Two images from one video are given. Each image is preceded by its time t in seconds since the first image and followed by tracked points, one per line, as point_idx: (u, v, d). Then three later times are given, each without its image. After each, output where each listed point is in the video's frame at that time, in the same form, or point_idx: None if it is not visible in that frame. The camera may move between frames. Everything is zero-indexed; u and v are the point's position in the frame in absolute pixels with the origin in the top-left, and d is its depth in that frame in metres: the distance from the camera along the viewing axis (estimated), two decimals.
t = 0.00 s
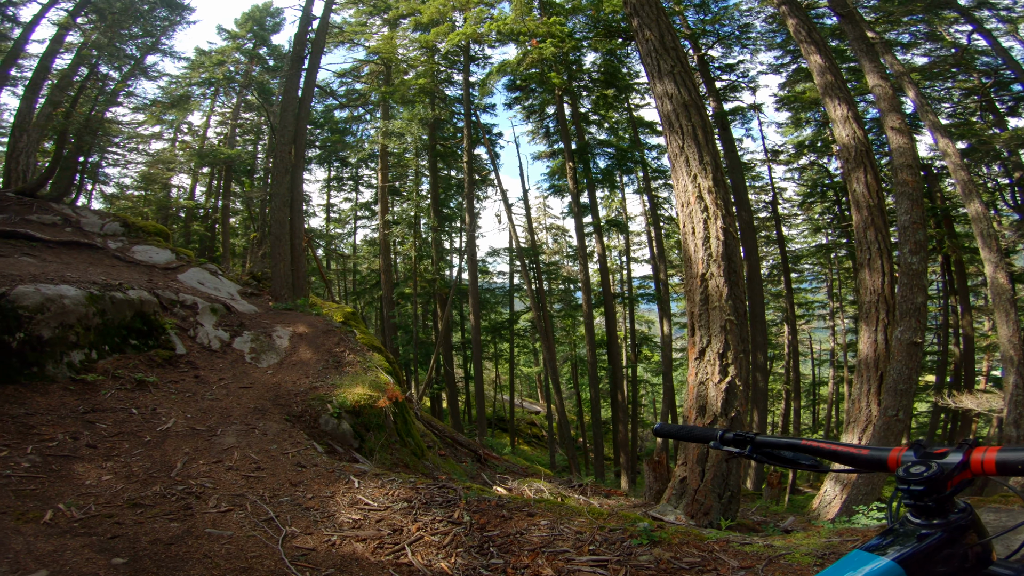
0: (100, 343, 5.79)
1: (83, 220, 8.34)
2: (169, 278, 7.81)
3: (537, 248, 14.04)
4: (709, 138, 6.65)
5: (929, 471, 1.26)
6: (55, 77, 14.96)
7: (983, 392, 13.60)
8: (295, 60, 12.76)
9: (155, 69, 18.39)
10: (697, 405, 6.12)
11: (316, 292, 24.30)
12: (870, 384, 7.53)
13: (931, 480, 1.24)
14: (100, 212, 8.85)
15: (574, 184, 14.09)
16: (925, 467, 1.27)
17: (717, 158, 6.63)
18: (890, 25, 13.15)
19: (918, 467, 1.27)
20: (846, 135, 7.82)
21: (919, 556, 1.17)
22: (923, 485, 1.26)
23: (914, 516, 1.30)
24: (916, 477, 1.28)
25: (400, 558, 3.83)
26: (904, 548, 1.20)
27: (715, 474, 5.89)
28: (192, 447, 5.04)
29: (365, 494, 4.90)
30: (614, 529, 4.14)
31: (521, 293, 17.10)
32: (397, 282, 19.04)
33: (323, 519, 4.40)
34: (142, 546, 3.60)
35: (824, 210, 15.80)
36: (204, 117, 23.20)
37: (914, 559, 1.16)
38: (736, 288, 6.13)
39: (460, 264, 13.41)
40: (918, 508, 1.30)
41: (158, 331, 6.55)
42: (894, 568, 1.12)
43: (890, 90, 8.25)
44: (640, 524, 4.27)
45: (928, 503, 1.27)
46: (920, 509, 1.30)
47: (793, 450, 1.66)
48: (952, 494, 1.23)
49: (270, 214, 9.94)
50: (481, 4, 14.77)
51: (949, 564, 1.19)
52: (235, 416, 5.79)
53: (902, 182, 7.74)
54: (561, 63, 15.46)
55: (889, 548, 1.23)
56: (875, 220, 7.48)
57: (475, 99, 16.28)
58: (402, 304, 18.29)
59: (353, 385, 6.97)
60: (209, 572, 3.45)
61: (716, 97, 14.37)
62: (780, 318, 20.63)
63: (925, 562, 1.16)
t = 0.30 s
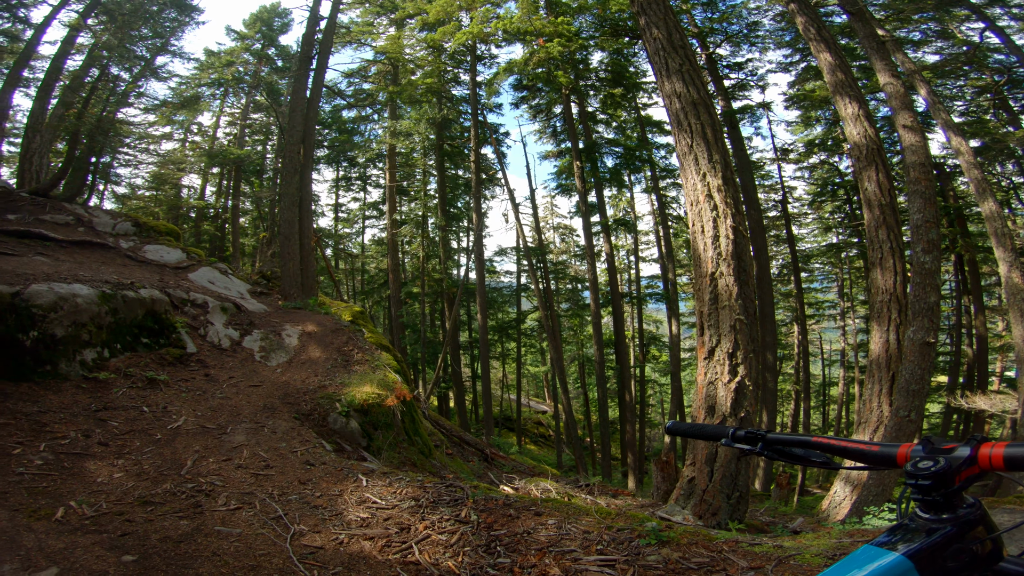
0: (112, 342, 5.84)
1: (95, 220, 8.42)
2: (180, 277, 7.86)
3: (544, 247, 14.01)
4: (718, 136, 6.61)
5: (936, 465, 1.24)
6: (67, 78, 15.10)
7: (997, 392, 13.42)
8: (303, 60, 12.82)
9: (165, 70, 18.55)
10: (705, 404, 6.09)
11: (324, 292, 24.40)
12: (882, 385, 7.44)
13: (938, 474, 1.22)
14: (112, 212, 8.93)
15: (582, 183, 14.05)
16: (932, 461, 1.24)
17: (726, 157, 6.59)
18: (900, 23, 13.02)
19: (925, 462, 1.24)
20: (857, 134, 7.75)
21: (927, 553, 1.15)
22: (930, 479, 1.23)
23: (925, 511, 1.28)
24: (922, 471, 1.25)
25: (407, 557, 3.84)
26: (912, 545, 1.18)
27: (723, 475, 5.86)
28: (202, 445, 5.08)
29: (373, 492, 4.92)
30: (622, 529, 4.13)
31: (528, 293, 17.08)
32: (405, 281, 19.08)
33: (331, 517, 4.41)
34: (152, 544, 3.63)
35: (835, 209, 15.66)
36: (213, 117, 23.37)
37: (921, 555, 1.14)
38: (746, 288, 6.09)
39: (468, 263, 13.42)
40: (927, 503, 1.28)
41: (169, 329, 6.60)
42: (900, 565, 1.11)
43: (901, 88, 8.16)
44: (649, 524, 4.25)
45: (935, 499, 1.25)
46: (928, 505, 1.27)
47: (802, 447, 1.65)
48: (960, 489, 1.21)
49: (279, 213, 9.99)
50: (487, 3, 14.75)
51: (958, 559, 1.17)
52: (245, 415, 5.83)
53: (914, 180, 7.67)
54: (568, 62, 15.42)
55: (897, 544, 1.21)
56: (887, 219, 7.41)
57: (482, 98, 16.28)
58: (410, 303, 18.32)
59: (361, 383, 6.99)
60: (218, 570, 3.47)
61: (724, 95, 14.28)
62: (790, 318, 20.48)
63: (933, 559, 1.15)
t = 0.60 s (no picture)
0: (125, 341, 5.91)
1: (108, 221, 8.52)
2: (192, 277, 7.93)
3: (551, 247, 14.00)
4: (727, 135, 6.58)
5: (934, 463, 1.24)
6: (79, 79, 15.25)
7: (1010, 393, 13.26)
8: (312, 61, 12.90)
9: (176, 71, 18.73)
10: (713, 404, 6.08)
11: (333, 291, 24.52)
12: (892, 385, 7.39)
13: (938, 470, 1.22)
14: (124, 212, 9.03)
15: (590, 182, 14.03)
16: (928, 459, 1.25)
17: (735, 156, 6.56)
18: (910, 21, 12.89)
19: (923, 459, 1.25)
20: (867, 133, 7.69)
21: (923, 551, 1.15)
22: (927, 476, 1.24)
23: (924, 509, 1.28)
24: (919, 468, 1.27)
25: (415, 554, 3.86)
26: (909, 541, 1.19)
27: (731, 475, 5.84)
28: (213, 443, 5.13)
29: (381, 490, 4.95)
30: (628, 528, 4.13)
31: (535, 292, 17.07)
32: (413, 281, 19.14)
33: (340, 515, 4.45)
34: (164, 541, 3.68)
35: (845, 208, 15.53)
36: (223, 118, 23.54)
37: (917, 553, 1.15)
38: (754, 288, 6.06)
39: (475, 263, 13.44)
40: (926, 500, 1.28)
41: (181, 328, 6.66)
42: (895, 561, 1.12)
43: (913, 86, 8.09)
44: (656, 523, 4.25)
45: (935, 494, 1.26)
46: (928, 501, 1.27)
47: (805, 445, 1.65)
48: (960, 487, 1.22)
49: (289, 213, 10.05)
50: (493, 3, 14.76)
51: (955, 556, 1.17)
52: (255, 413, 5.88)
53: (926, 179, 7.60)
54: (574, 61, 15.40)
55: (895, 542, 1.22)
56: (898, 218, 7.34)
57: (489, 98, 16.29)
58: (418, 303, 18.37)
59: (369, 382, 7.03)
60: (228, 567, 3.52)
61: (733, 94, 14.20)
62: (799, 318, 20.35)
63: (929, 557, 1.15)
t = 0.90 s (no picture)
0: (140, 339, 5.99)
1: (122, 221, 8.62)
2: (204, 276, 8.03)
3: (559, 246, 13.99)
4: (735, 135, 6.57)
5: (916, 447, 1.34)
6: (91, 80, 15.40)
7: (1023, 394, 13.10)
8: (320, 62, 13.00)
9: (186, 73, 18.92)
10: (721, 404, 6.08)
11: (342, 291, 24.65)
12: (903, 386, 7.35)
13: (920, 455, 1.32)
14: (137, 212, 9.14)
15: (598, 182, 14.02)
16: (911, 444, 1.35)
17: (743, 155, 6.55)
18: (920, 19, 12.79)
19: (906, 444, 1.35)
20: (877, 131, 7.65)
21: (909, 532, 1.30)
22: (909, 458, 1.34)
23: (910, 489, 1.41)
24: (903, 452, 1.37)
25: (425, 550, 3.90)
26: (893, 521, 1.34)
27: (739, 474, 5.84)
28: (228, 440, 5.20)
29: (392, 487, 4.99)
30: (637, 525, 4.15)
31: (543, 292, 17.07)
32: (421, 281, 19.19)
33: (352, 511, 4.49)
34: (181, 536, 3.74)
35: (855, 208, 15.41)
36: (233, 120, 23.73)
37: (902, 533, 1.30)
38: (763, 287, 6.04)
39: (483, 263, 13.46)
40: (912, 482, 1.40)
41: (195, 327, 6.74)
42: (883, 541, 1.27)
43: (923, 85, 8.04)
44: (664, 520, 4.26)
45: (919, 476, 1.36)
46: (914, 483, 1.39)
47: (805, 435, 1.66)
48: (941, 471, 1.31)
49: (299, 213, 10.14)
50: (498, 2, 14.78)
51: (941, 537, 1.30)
52: (268, 411, 5.94)
53: (937, 178, 7.55)
54: (581, 61, 15.41)
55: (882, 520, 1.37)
56: (909, 217, 7.28)
57: (496, 98, 16.31)
58: (426, 303, 18.42)
59: (379, 381, 7.09)
60: (244, 563, 3.56)
61: (741, 93, 14.14)
62: (810, 318, 20.20)
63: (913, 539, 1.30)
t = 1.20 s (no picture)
0: (183, 338, 6.21)
1: (163, 224, 8.93)
2: (241, 277, 8.28)
3: (584, 246, 13.96)
4: (764, 132, 6.48)
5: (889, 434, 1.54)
6: (128, 88, 15.95)
7: None
8: (347, 66, 13.25)
9: (218, 79, 19.47)
10: (752, 404, 6.03)
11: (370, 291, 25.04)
12: (942, 387, 7.09)
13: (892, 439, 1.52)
14: (177, 216, 9.46)
15: (623, 181, 13.95)
16: (885, 431, 1.56)
17: (773, 152, 6.45)
18: (952, 12, 12.37)
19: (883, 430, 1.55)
20: (912, 127, 7.47)
21: (887, 503, 1.45)
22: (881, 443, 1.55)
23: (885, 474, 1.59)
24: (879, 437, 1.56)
25: (457, 544, 3.97)
26: (871, 495, 1.50)
27: (769, 475, 5.77)
28: (267, 436, 5.36)
29: (423, 483, 5.09)
30: (665, 523, 4.15)
31: (568, 291, 17.06)
32: (447, 280, 19.37)
33: (385, 506, 4.59)
34: (225, 529, 3.88)
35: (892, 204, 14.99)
36: (263, 124, 24.31)
37: (881, 504, 1.45)
38: (796, 286, 5.94)
39: (508, 263, 13.53)
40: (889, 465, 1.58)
41: (234, 326, 6.97)
42: (863, 507, 1.42)
43: (959, 79, 7.79)
44: (692, 519, 4.25)
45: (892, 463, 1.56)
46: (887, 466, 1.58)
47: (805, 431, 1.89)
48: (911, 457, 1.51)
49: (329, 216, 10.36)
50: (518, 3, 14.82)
51: (916, 514, 1.46)
52: (304, 408, 6.11)
53: (977, 174, 7.34)
54: (603, 60, 15.36)
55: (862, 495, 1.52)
56: (948, 213, 7.10)
57: (517, 99, 16.36)
58: (452, 302, 18.60)
59: (409, 379, 7.21)
60: (285, 555, 3.68)
61: (769, 88, 13.89)
62: (844, 317, 19.70)
63: (892, 510, 1.45)
